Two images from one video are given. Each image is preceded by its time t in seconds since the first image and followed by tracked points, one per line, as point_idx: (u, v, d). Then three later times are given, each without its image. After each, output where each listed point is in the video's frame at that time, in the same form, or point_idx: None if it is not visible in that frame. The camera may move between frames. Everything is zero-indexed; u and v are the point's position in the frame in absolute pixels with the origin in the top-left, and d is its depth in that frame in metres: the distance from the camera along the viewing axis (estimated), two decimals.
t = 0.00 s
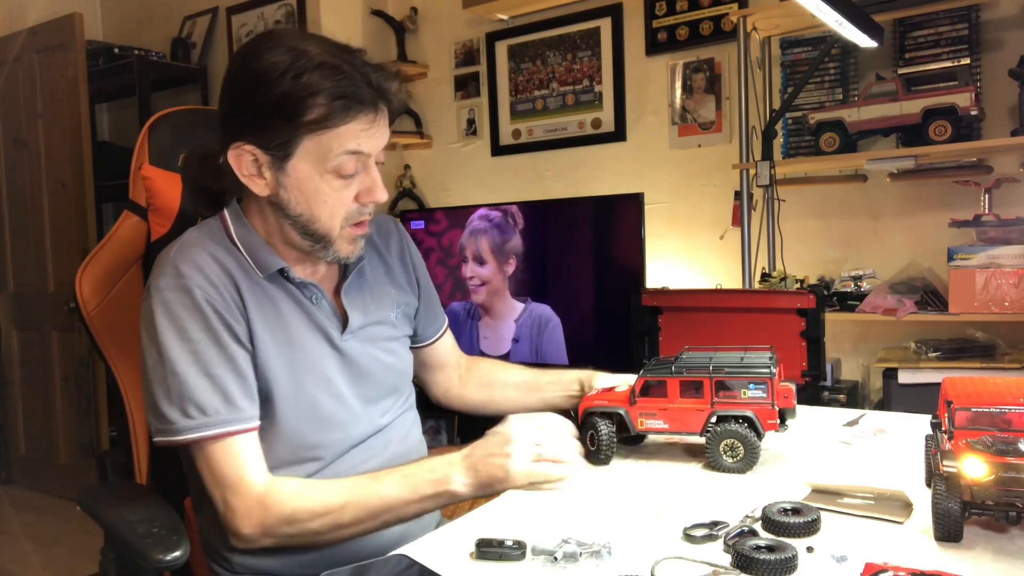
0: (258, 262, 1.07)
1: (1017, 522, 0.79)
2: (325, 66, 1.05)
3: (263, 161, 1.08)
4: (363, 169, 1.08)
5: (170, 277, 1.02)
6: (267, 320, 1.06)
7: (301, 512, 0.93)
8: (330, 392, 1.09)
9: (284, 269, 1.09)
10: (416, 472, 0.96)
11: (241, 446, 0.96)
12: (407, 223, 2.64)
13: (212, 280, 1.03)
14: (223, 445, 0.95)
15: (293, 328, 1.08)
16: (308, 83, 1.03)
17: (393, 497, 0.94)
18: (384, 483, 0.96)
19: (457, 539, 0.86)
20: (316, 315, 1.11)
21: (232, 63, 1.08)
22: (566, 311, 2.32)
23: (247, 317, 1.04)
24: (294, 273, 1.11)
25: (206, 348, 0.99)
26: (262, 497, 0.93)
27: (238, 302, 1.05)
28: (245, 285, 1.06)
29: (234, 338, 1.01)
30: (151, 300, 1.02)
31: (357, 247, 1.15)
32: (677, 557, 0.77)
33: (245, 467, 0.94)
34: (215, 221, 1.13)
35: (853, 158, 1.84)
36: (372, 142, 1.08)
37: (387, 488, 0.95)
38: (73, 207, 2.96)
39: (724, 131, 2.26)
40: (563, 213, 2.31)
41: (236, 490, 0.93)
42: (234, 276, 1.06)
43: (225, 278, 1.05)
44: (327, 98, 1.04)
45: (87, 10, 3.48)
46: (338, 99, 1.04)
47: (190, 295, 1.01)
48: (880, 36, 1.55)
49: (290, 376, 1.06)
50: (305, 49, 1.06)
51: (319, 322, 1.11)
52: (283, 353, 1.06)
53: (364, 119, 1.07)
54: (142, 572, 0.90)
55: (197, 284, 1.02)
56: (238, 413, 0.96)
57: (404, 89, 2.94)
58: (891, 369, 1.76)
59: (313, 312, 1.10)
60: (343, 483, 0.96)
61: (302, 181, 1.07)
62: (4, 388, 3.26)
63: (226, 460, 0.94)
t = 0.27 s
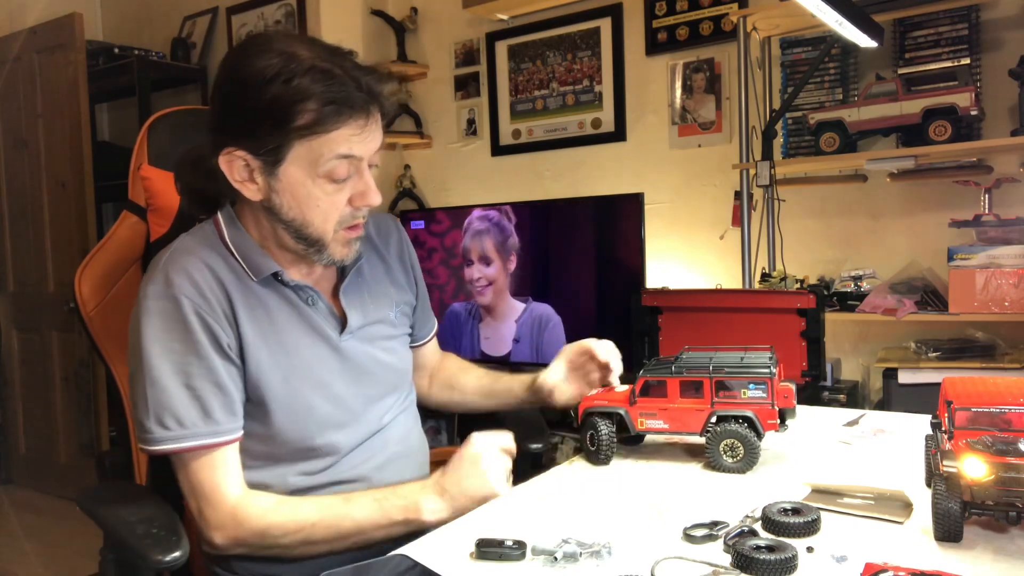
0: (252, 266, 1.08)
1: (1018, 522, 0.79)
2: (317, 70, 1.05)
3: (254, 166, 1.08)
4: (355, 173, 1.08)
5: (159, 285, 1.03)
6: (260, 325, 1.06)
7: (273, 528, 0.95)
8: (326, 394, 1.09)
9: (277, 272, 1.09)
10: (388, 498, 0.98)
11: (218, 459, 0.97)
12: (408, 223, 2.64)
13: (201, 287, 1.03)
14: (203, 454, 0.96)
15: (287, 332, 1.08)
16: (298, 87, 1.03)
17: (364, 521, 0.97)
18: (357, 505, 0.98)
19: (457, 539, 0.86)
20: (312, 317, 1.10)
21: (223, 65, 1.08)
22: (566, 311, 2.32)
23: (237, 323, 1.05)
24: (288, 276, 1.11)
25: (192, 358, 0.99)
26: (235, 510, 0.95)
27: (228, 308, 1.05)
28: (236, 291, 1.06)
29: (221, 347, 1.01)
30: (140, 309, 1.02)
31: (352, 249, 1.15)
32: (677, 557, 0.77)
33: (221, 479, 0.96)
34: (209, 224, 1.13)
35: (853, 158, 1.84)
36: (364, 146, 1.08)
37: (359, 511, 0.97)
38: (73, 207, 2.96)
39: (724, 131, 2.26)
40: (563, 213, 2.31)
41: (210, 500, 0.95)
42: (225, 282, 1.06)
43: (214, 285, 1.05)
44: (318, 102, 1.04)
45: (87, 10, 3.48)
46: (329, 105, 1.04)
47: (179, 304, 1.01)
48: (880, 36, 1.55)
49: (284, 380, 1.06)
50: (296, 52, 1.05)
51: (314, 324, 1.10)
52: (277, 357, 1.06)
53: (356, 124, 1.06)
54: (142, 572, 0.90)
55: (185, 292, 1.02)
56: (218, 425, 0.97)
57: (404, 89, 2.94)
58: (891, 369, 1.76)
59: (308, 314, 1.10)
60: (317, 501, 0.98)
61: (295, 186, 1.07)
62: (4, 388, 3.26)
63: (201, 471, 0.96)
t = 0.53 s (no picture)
0: (242, 267, 1.08)
1: (1018, 522, 0.79)
2: (317, 63, 1.06)
3: (253, 159, 1.08)
4: (355, 165, 1.09)
5: (148, 288, 1.03)
6: (249, 326, 1.06)
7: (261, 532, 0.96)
8: (318, 394, 1.09)
9: (268, 273, 1.09)
10: (377, 505, 1.00)
11: (210, 462, 0.98)
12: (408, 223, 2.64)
13: (189, 290, 1.03)
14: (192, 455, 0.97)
15: (277, 333, 1.08)
16: (299, 81, 1.04)
17: (355, 526, 0.98)
18: (346, 509, 0.99)
19: (457, 539, 0.86)
20: (303, 317, 1.10)
21: (218, 64, 1.08)
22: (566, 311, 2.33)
23: (226, 325, 1.05)
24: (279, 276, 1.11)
25: (180, 360, 0.99)
26: (224, 512, 0.96)
27: (217, 310, 1.05)
28: (225, 293, 1.06)
29: (210, 349, 1.02)
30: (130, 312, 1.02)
31: (347, 245, 1.15)
32: (677, 557, 0.77)
33: (212, 480, 0.97)
34: (201, 226, 1.13)
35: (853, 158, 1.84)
36: (364, 138, 1.09)
37: (348, 515, 0.99)
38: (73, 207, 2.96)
39: (724, 131, 2.26)
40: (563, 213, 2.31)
41: (200, 501, 0.96)
42: (214, 284, 1.06)
43: (203, 287, 1.05)
44: (319, 94, 1.05)
45: (87, 10, 3.48)
46: (330, 96, 1.05)
47: (167, 307, 1.01)
48: (880, 36, 1.55)
49: (275, 380, 1.06)
50: (293, 46, 1.06)
51: (305, 324, 1.10)
52: (267, 357, 1.06)
53: (356, 116, 1.08)
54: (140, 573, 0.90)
55: (174, 295, 1.02)
56: (203, 430, 0.97)
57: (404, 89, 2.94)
58: (891, 369, 1.75)
59: (298, 314, 1.10)
60: (308, 506, 0.99)
61: (294, 179, 1.07)
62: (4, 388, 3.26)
63: (193, 471, 0.97)
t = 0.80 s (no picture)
0: (249, 261, 1.07)
1: (1018, 522, 0.79)
2: (345, 52, 1.09)
3: (287, 139, 1.05)
4: (379, 150, 1.11)
5: (158, 280, 1.02)
6: (257, 318, 1.06)
7: (292, 515, 0.94)
8: (322, 388, 1.09)
9: (274, 267, 1.09)
10: (406, 476, 0.98)
11: (236, 449, 0.96)
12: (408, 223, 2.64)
13: (200, 281, 1.03)
14: (212, 445, 0.95)
15: (284, 326, 1.08)
16: (332, 66, 1.06)
17: (384, 500, 0.96)
18: (377, 484, 0.97)
19: (457, 539, 0.86)
20: (308, 312, 1.11)
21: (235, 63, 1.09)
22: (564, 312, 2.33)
23: (237, 317, 1.04)
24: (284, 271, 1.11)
25: (195, 350, 0.98)
26: (254, 499, 0.93)
27: (227, 303, 1.04)
28: (233, 285, 1.05)
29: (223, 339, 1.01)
30: (139, 304, 1.01)
31: (359, 234, 1.16)
32: (677, 557, 0.77)
33: (235, 470, 0.95)
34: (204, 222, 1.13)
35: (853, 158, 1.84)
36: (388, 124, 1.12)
37: (379, 490, 0.97)
38: (73, 207, 2.96)
39: (724, 131, 2.26)
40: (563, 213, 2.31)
41: (226, 491, 0.94)
42: (222, 277, 1.05)
43: (212, 279, 1.04)
44: (353, 79, 1.07)
45: (87, 10, 3.48)
46: (363, 79, 1.08)
47: (178, 298, 1.00)
48: (880, 36, 1.55)
49: (283, 373, 1.06)
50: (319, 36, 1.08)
51: (310, 319, 1.10)
52: (275, 350, 1.06)
53: (384, 101, 1.11)
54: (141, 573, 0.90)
55: (185, 287, 1.01)
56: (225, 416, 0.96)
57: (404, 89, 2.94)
58: (891, 369, 1.75)
59: (304, 309, 1.10)
60: (333, 485, 0.97)
61: (325, 159, 1.06)
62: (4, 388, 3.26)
63: (216, 462, 0.95)
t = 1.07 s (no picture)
0: (273, 252, 1.08)
1: (1017, 522, 0.79)
2: (376, 52, 1.10)
3: (316, 133, 1.06)
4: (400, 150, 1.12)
5: (189, 267, 1.03)
6: (282, 308, 1.06)
7: (333, 495, 0.95)
8: (340, 381, 1.10)
9: (297, 260, 1.09)
10: (444, 461, 1.01)
11: (270, 429, 0.95)
12: (407, 223, 2.64)
13: (228, 270, 1.03)
14: (250, 426, 0.94)
15: (307, 318, 1.08)
16: (363, 66, 1.07)
17: (424, 483, 0.98)
18: (414, 469, 0.99)
19: (457, 539, 0.86)
20: (328, 306, 1.11)
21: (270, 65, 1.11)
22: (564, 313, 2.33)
23: (264, 306, 1.04)
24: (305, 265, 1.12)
25: (225, 334, 0.98)
26: (295, 480, 0.93)
27: (255, 291, 1.04)
28: (260, 274, 1.06)
29: (253, 325, 1.01)
30: (170, 290, 1.02)
31: (377, 230, 1.17)
32: (677, 557, 0.77)
33: (275, 453, 0.94)
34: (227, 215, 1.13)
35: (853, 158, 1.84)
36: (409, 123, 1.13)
37: (416, 474, 0.98)
38: (72, 207, 2.96)
39: (724, 131, 2.27)
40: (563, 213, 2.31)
41: (266, 473, 0.93)
42: (249, 266, 1.06)
43: (239, 268, 1.05)
44: (382, 79, 1.08)
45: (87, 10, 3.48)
46: (393, 79, 1.09)
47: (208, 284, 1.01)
48: (880, 36, 1.55)
49: (304, 363, 1.06)
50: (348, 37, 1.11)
51: (330, 312, 1.11)
52: (298, 340, 1.06)
53: (409, 101, 1.12)
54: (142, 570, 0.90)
55: (215, 274, 1.02)
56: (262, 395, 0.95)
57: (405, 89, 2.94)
58: (891, 369, 1.75)
59: (323, 302, 1.11)
60: (370, 468, 0.99)
61: (350, 155, 1.07)
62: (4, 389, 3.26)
63: (255, 444, 0.94)
